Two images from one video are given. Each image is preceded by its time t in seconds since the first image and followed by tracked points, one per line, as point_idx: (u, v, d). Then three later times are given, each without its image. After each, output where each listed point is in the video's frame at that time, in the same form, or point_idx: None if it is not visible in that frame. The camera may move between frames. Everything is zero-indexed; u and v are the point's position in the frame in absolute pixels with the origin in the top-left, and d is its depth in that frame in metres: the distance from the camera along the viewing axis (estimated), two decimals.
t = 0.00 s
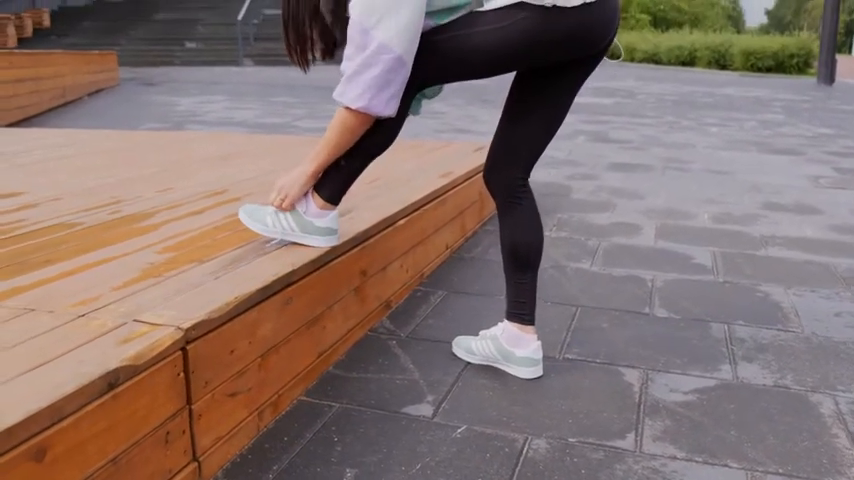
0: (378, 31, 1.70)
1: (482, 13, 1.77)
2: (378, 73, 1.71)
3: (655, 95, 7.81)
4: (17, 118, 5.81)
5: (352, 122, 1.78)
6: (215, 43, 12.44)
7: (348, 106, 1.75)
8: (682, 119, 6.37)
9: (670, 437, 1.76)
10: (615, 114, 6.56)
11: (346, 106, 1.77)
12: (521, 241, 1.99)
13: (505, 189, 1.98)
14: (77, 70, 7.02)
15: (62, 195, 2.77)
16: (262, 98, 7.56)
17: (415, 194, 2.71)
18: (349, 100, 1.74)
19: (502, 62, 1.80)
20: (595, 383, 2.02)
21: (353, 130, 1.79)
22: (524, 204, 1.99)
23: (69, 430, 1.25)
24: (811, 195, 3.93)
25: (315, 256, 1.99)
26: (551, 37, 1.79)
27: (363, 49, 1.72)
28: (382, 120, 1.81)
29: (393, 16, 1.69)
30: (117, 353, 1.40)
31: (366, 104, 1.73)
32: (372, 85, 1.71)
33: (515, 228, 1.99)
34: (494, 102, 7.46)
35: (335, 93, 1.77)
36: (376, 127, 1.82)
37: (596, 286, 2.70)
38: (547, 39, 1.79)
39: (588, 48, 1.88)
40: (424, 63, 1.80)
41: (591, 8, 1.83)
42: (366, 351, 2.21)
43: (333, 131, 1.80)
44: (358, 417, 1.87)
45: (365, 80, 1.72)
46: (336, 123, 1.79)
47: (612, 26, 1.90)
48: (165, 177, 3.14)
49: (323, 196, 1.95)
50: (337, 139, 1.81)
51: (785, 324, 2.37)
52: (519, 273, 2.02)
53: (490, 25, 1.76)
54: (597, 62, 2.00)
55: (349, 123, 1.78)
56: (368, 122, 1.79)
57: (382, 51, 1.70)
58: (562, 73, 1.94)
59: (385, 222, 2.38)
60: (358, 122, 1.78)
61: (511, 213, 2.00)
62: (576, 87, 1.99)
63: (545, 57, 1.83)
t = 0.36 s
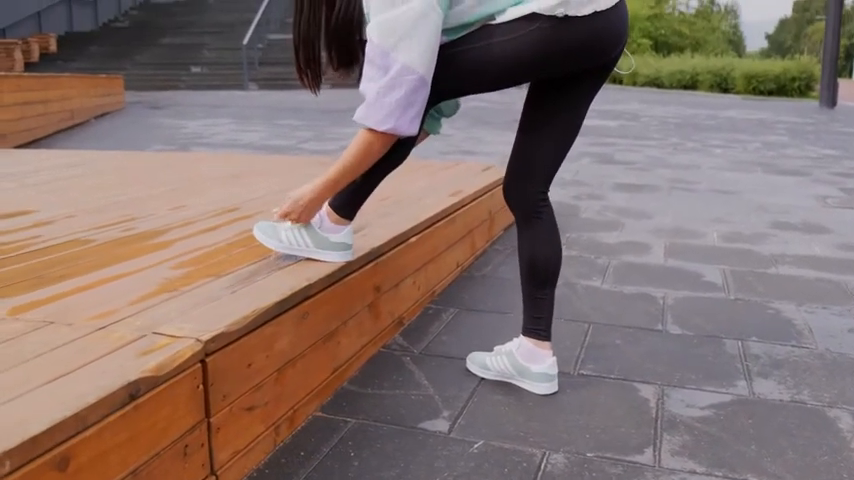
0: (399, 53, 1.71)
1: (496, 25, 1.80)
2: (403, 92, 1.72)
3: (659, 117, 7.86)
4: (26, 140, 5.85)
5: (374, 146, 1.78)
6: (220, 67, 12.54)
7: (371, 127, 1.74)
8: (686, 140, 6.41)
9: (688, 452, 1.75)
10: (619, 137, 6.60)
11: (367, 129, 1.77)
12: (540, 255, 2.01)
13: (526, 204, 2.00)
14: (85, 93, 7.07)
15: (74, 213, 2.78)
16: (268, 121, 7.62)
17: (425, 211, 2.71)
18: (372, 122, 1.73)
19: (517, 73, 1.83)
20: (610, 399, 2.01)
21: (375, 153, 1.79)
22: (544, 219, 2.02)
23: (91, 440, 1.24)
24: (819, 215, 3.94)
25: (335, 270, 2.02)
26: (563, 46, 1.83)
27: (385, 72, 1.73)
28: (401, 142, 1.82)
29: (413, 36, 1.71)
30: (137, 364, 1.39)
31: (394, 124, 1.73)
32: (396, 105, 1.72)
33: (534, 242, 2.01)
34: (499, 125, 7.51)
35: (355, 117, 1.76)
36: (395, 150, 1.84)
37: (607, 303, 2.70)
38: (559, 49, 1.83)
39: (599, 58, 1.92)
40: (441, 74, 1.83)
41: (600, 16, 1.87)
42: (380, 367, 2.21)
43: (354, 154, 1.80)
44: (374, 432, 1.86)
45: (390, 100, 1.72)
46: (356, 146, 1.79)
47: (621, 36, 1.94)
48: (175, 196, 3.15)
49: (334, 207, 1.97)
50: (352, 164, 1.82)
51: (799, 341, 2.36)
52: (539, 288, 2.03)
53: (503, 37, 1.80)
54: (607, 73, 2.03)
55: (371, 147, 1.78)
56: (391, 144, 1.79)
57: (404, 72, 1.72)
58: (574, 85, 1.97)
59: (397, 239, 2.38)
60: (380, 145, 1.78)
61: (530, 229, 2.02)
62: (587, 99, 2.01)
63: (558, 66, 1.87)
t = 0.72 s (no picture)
0: (396, 67, 1.71)
1: (512, 49, 1.82)
2: (391, 106, 1.70)
3: (662, 145, 7.91)
4: (34, 166, 5.88)
5: (368, 161, 1.75)
6: (225, 96, 12.65)
7: (361, 142, 1.72)
8: (691, 168, 6.43)
9: (711, 472, 1.74)
10: (624, 164, 6.63)
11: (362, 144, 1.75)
12: (555, 275, 2.01)
13: (542, 223, 2.01)
14: (93, 121, 7.13)
15: (87, 236, 2.78)
16: (273, 149, 7.66)
17: (439, 234, 2.71)
18: (361, 136, 1.71)
19: (535, 94, 1.85)
20: (629, 419, 2.00)
21: (373, 172, 1.76)
22: (559, 236, 2.02)
23: (117, 455, 1.23)
24: (827, 239, 3.95)
25: (354, 289, 2.02)
26: (581, 67, 1.84)
27: (380, 85, 1.72)
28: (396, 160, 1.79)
29: (411, 52, 1.70)
30: (162, 380, 1.39)
31: (378, 137, 1.70)
32: (386, 119, 1.70)
33: (549, 260, 2.02)
34: (503, 153, 7.55)
35: (350, 130, 1.75)
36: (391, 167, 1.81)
37: (620, 326, 2.69)
38: (577, 70, 1.84)
39: (615, 77, 1.93)
40: (458, 95, 1.84)
41: (616, 37, 1.89)
42: (396, 388, 2.20)
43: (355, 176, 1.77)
44: (393, 452, 1.85)
45: (380, 114, 1.71)
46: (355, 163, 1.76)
47: (637, 57, 1.95)
48: (188, 219, 3.16)
49: (353, 228, 2.00)
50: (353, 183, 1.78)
51: (816, 362, 2.35)
52: (554, 308, 2.03)
53: (522, 59, 1.81)
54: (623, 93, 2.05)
55: (366, 162, 1.75)
56: (386, 161, 1.75)
57: (398, 86, 1.70)
58: (589, 105, 1.98)
59: (413, 259, 2.38)
60: (374, 161, 1.74)
61: (545, 247, 2.02)
62: (602, 119, 2.02)
63: (577, 87, 1.88)
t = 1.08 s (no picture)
0: (412, 86, 1.71)
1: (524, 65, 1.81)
2: (411, 126, 1.71)
3: (665, 168, 7.93)
4: (40, 188, 5.90)
5: (384, 177, 1.76)
6: (227, 120, 12.70)
7: (379, 158, 1.73)
8: (695, 189, 6.45)
9: None
10: (627, 185, 6.65)
11: (378, 162, 1.75)
12: (568, 290, 2.01)
13: (554, 238, 2.01)
14: (97, 143, 7.16)
15: (97, 254, 2.78)
16: (277, 171, 7.69)
17: (449, 251, 2.71)
18: (380, 153, 1.72)
19: (546, 110, 1.85)
20: (645, 436, 1.99)
21: (386, 188, 1.78)
22: (572, 252, 2.02)
23: (138, 468, 1.21)
24: (835, 259, 3.95)
25: (366, 304, 2.00)
26: (593, 83, 1.83)
27: (396, 104, 1.72)
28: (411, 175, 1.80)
29: (429, 71, 1.70)
30: (181, 394, 1.37)
31: (398, 156, 1.71)
32: (405, 138, 1.71)
33: (562, 276, 2.02)
34: (506, 175, 7.57)
35: (366, 147, 1.75)
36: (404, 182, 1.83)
37: (631, 344, 2.68)
38: (589, 85, 1.83)
39: (627, 93, 1.92)
40: (471, 111, 1.85)
41: (627, 52, 1.86)
42: (409, 405, 2.19)
43: (364, 190, 1.78)
44: (409, 468, 1.83)
45: (398, 133, 1.71)
46: (366, 179, 1.77)
47: (649, 72, 1.94)
48: (196, 238, 3.16)
49: (366, 244, 1.98)
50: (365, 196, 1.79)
51: (830, 380, 2.34)
52: (567, 324, 2.03)
53: (533, 75, 1.80)
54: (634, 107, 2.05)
55: (380, 179, 1.77)
56: (402, 177, 1.77)
57: (416, 105, 1.71)
58: (600, 119, 1.99)
59: (425, 277, 2.38)
60: (391, 177, 1.76)
61: (559, 263, 2.02)
62: (613, 132, 2.03)
63: (589, 103, 1.87)
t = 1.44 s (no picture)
0: (418, 87, 1.70)
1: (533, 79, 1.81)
2: (413, 124, 1.69)
3: (666, 186, 7.95)
4: (42, 207, 5.90)
5: (383, 177, 1.75)
6: (228, 140, 12.73)
7: (379, 154, 1.71)
8: (696, 207, 6.46)
9: None
10: (629, 204, 6.66)
11: (380, 160, 1.74)
12: (577, 304, 2.01)
13: (563, 251, 2.01)
14: (99, 162, 7.17)
15: (103, 270, 2.78)
16: (279, 190, 7.71)
17: (456, 267, 2.71)
18: (380, 149, 1.70)
19: (556, 123, 1.85)
20: (657, 451, 1.98)
21: (385, 187, 1.76)
22: (581, 266, 2.02)
23: None
24: (839, 275, 3.95)
25: (376, 320, 1.99)
26: (602, 95, 1.83)
27: (401, 103, 1.71)
28: (411, 179, 1.78)
29: (436, 73, 1.70)
30: (195, 406, 1.36)
31: (398, 152, 1.69)
32: (406, 135, 1.69)
33: (571, 290, 2.01)
34: (508, 194, 7.59)
35: (368, 144, 1.74)
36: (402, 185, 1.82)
37: (639, 359, 2.67)
38: (598, 98, 1.83)
39: (635, 106, 1.93)
40: (480, 125, 1.86)
41: (636, 64, 1.87)
42: (419, 421, 2.18)
43: (364, 185, 1.78)
44: None
45: (400, 130, 1.70)
46: (366, 177, 1.76)
47: (657, 84, 1.94)
48: (201, 255, 3.16)
49: (378, 259, 1.98)
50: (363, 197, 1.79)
51: (840, 395, 2.33)
52: (577, 338, 2.02)
53: (546, 85, 1.81)
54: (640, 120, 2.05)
55: (381, 178, 1.75)
56: (403, 177, 1.75)
57: (420, 105, 1.69)
58: (607, 132, 1.98)
59: (433, 292, 2.37)
60: (390, 178, 1.74)
61: (568, 277, 2.02)
62: (621, 144, 2.02)
63: (599, 115, 1.88)
